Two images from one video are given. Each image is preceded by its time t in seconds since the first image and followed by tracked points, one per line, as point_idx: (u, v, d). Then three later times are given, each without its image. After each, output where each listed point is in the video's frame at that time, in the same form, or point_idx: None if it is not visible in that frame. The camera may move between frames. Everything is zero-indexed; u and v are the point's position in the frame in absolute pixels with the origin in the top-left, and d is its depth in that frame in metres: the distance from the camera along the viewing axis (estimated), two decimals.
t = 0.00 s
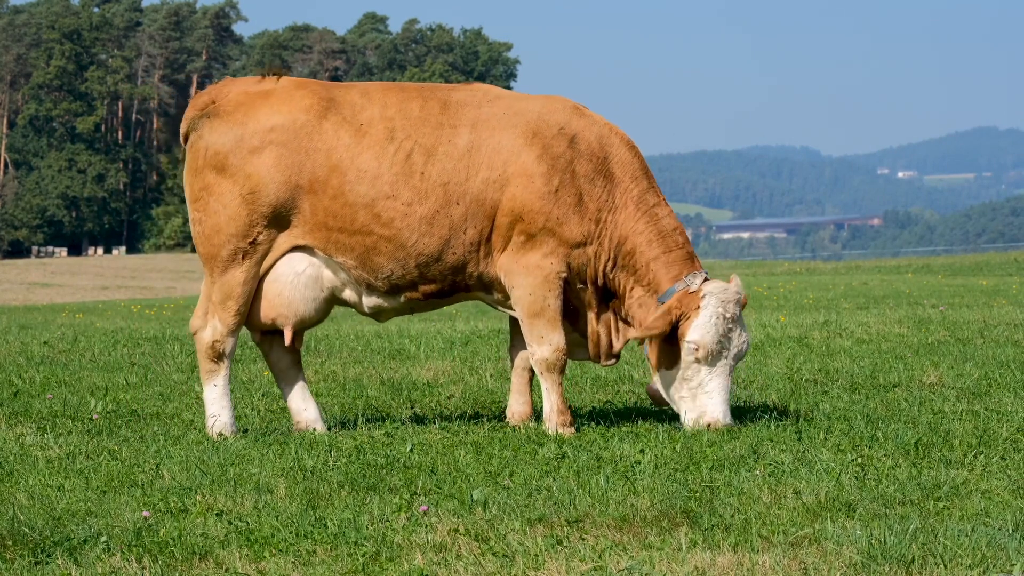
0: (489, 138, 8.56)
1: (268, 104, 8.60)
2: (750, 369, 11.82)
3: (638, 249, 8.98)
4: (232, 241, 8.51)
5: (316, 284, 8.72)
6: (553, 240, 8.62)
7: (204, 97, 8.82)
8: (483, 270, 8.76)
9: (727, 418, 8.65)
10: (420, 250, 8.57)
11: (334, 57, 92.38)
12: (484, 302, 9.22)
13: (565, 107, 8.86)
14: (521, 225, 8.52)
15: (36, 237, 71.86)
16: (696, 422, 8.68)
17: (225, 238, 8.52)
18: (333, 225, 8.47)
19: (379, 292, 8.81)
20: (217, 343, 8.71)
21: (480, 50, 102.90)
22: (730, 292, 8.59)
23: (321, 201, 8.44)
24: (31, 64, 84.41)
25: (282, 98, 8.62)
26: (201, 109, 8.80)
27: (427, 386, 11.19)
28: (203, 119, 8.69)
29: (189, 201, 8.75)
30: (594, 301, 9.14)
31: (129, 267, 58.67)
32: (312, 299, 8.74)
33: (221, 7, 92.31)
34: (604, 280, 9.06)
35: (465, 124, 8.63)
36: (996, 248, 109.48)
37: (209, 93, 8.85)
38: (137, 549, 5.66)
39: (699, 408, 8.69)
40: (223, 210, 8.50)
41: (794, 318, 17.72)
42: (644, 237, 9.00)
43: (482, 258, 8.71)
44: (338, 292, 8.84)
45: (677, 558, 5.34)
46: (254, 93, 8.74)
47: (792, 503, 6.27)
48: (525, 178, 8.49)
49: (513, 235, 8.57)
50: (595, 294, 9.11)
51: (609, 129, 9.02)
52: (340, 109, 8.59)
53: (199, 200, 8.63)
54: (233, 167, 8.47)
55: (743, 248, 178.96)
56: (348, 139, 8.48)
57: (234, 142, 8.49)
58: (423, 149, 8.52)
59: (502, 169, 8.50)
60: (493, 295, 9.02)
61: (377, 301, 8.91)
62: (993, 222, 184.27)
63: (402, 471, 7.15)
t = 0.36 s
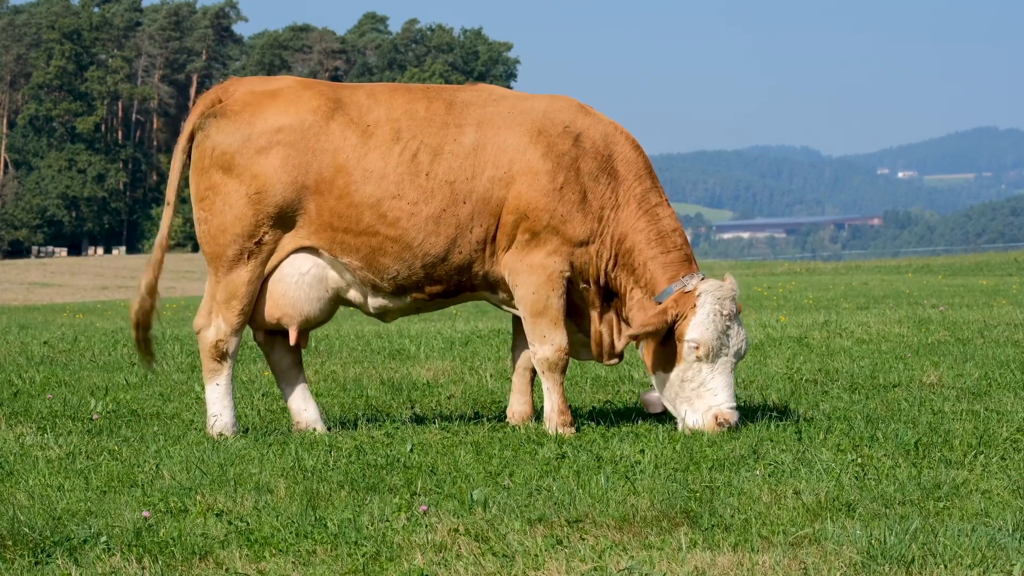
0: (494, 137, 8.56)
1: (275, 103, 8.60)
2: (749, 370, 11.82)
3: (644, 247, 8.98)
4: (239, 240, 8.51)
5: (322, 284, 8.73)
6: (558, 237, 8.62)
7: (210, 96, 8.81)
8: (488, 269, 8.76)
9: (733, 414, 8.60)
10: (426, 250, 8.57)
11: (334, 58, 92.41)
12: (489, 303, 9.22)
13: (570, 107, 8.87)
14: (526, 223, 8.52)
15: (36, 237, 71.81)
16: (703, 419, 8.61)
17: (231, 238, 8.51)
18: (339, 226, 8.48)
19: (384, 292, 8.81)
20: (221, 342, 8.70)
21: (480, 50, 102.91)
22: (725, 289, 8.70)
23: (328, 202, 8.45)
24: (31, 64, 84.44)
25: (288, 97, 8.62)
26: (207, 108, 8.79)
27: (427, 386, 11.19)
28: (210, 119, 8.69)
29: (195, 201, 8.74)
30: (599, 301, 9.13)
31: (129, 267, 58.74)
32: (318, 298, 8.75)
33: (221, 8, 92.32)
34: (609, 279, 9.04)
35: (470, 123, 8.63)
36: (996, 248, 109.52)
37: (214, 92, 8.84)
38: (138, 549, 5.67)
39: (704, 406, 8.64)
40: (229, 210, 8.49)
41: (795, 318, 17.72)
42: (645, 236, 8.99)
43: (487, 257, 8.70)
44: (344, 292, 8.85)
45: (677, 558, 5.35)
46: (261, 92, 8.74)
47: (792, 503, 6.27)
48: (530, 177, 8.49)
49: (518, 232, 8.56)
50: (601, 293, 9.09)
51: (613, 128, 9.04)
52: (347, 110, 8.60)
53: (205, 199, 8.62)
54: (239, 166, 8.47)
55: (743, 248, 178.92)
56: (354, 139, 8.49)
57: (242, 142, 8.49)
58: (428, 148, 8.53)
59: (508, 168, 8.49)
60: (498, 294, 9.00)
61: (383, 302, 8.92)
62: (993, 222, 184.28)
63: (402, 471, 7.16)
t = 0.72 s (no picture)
0: (497, 137, 8.56)
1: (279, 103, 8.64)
2: (750, 370, 11.82)
3: (649, 247, 8.95)
4: (240, 240, 8.51)
5: (323, 283, 8.72)
6: (562, 235, 8.61)
7: (215, 96, 8.84)
8: (490, 268, 8.76)
9: (738, 415, 8.65)
10: (428, 249, 8.56)
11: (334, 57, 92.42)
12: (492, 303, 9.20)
13: (574, 107, 8.86)
14: (530, 221, 8.51)
15: (37, 237, 71.72)
16: (709, 419, 8.64)
17: (232, 237, 8.52)
18: (339, 226, 8.48)
19: (386, 292, 8.81)
20: (222, 341, 8.70)
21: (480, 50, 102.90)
22: (749, 289, 8.41)
23: (329, 202, 8.45)
24: (31, 65, 84.44)
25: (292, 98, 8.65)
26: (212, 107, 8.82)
27: (427, 386, 11.19)
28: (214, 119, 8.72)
29: (198, 200, 8.75)
30: (602, 300, 9.12)
31: (129, 266, 58.71)
32: (319, 297, 8.74)
33: (221, 8, 92.32)
34: (613, 278, 9.02)
35: (473, 123, 8.63)
36: (996, 248, 109.54)
37: (219, 92, 8.87)
38: (138, 549, 5.67)
39: (712, 406, 8.64)
40: (231, 209, 8.50)
41: (795, 318, 17.72)
42: (655, 234, 8.99)
43: (489, 256, 8.70)
44: (345, 292, 8.85)
45: (677, 558, 5.35)
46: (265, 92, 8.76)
47: (792, 503, 6.27)
48: (533, 175, 8.48)
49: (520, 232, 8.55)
50: (605, 292, 9.08)
51: (618, 128, 9.03)
52: (349, 111, 8.61)
53: (208, 198, 8.63)
54: (242, 165, 8.48)
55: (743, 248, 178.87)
56: (356, 140, 8.50)
57: (245, 141, 8.51)
58: (430, 148, 8.52)
59: (510, 167, 8.49)
60: (500, 293, 9.00)
61: (384, 302, 8.92)
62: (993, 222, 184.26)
63: (402, 471, 7.16)
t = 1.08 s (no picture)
0: (497, 137, 8.56)
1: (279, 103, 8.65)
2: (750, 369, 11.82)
3: (651, 248, 8.94)
4: (240, 240, 8.52)
5: (324, 283, 8.72)
6: (563, 236, 8.60)
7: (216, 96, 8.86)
8: (491, 269, 8.75)
9: (775, 410, 8.71)
10: (427, 249, 8.56)
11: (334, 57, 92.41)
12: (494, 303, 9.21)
13: (575, 106, 8.86)
14: (530, 221, 8.50)
15: (37, 237, 71.51)
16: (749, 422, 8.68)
17: (232, 237, 8.52)
18: (339, 227, 8.48)
19: (387, 292, 8.81)
20: (222, 341, 8.70)
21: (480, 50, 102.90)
22: (752, 287, 8.54)
23: (329, 202, 8.46)
24: (31, 65, 84.45)
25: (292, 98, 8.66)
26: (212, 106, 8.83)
27: (427, 386, 11.19)
28: (214, 119, 8.74)
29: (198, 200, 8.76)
30: (604, 300, 9.12)
31: (129, 267, 58.68)
32: (320, 297, 8.74)
33: (221, 8, 92.34)
34: (614, 279, 9.02)
35: (473, 123, 8.63)
36: (996, 248, 109.55)
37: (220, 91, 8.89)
38: (138, 549, 5.67)
39: (748, 408, 8.69)
40: (231, 209, 8.50)
41: (795, 318, 17.71)
42: (659, 236, 8.97)
43: (491, 256, 8.70)
44: (346, 292, 8.84)
45: (677, 558, 5.35)
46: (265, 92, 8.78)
47: (792, 503, 6.27)
48: (533, 175, 8.47)
49: (520, 231, 8.55)
50: (606, 292, 9.07)
51: (619, 128, 9.02)
52: (349, 111, 8.62)
53: (208, 198, 8.63)
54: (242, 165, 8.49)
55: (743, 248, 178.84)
56: (355, 140, 8.50)
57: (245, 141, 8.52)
58: (430, 148, 8.52)
59: (510, 167, 8.48)
60: (501, 293, 9.00)
61: (385, 302, 8.91)
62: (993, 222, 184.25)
63: (402, 471, 7.15)
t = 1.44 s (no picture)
0: (500, 137, 8.56)
1: (282, 104, 8.64)
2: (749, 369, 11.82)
3: (653, 249, 8.95)
4: (242, 239, 8.51)
5: (326, 284, 8.72)
6: (565, 236, 8.60)
7: (219, 95, 8.84)
8: (492, 269, 8.74)
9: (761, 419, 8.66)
10: (429, 250, 8.56)
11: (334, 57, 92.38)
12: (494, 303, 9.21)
13: (578, 107, 8.86)
14: (532, 222, 8.50)
15: (36, 237, 71.21)
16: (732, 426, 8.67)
17: (234, 237, 8.52)
18: (341, 227, 8.49)
19: (388, 292, 8.81)
20: (224, 341, 8.69)
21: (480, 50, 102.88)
22: (755, 292, 8.49)
23: (331, 203, 8.47)
24: (31, 65, 84.45)
25: (295, 98, 8.66)
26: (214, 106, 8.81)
27: (427, 386, 11.19)
28: (217, 119, 8.73)
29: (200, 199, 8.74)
30: (604, 301, 9.12)
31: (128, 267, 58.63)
32: (322, 298, 8.74)
33: (221, 7, 92.33)
34: (615, 280, 9.02)
35: (476, 123, 8.63)
36: (996, 248, 109.53)
37: (223, 91, 8.87)
38: (138, 549, 5.67)
39: (733, 411, 8.68)
40: (233, 209, 8.50)
41: (795, 318, 17.70)
42: (661, 238, 8.98)
43: (492, 257, 8.69)
44: (348, 293, 8.84)
45: (677, 558, 5.34)
46: (268, 92, 8.76)
47: (792, 503, 6.27)
48: (535, 176, 8.47)
49: (522, 232, 8.54)
50: (607, 293, 9.07)
51: (622, 129, 9.02)
52: (351, 111, 8.61)
53: (210, 198, 8.63)
54: (245, 165, 8.49)
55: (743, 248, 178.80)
56: (358, 141, 8.50)
57: (248, 141, 8.51)
58: (432, 149, 8.53)
59: (513, 168, 8.48)
60: (503, 293, 8.99)
61: (387, 302, 8.92)
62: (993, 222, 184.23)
63: (402, 471, 7.15)
